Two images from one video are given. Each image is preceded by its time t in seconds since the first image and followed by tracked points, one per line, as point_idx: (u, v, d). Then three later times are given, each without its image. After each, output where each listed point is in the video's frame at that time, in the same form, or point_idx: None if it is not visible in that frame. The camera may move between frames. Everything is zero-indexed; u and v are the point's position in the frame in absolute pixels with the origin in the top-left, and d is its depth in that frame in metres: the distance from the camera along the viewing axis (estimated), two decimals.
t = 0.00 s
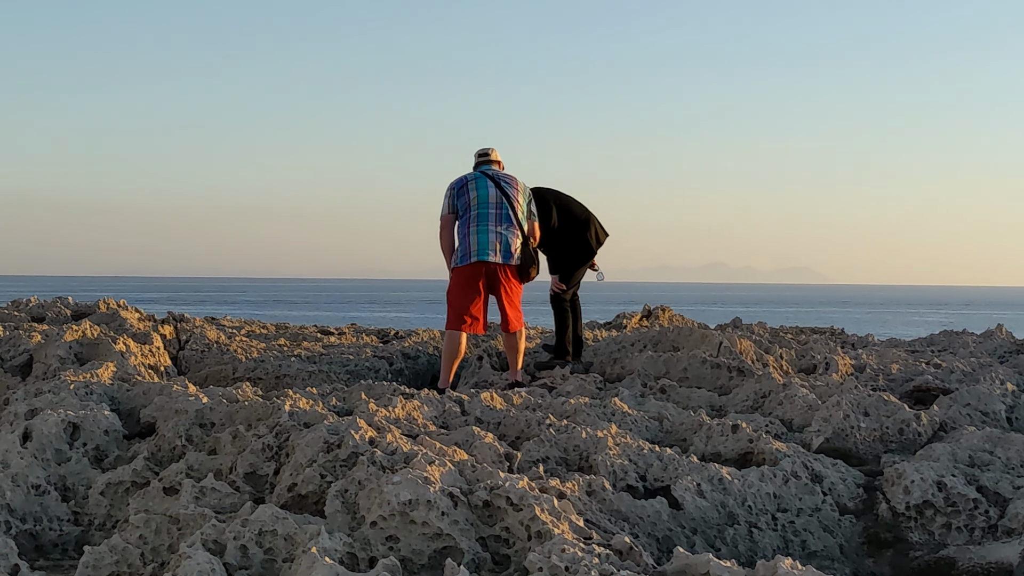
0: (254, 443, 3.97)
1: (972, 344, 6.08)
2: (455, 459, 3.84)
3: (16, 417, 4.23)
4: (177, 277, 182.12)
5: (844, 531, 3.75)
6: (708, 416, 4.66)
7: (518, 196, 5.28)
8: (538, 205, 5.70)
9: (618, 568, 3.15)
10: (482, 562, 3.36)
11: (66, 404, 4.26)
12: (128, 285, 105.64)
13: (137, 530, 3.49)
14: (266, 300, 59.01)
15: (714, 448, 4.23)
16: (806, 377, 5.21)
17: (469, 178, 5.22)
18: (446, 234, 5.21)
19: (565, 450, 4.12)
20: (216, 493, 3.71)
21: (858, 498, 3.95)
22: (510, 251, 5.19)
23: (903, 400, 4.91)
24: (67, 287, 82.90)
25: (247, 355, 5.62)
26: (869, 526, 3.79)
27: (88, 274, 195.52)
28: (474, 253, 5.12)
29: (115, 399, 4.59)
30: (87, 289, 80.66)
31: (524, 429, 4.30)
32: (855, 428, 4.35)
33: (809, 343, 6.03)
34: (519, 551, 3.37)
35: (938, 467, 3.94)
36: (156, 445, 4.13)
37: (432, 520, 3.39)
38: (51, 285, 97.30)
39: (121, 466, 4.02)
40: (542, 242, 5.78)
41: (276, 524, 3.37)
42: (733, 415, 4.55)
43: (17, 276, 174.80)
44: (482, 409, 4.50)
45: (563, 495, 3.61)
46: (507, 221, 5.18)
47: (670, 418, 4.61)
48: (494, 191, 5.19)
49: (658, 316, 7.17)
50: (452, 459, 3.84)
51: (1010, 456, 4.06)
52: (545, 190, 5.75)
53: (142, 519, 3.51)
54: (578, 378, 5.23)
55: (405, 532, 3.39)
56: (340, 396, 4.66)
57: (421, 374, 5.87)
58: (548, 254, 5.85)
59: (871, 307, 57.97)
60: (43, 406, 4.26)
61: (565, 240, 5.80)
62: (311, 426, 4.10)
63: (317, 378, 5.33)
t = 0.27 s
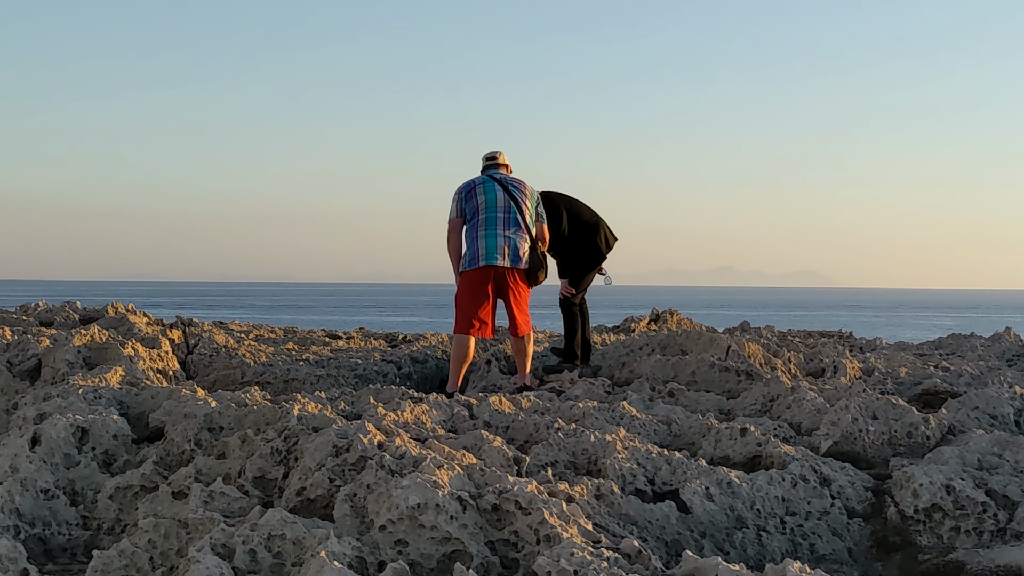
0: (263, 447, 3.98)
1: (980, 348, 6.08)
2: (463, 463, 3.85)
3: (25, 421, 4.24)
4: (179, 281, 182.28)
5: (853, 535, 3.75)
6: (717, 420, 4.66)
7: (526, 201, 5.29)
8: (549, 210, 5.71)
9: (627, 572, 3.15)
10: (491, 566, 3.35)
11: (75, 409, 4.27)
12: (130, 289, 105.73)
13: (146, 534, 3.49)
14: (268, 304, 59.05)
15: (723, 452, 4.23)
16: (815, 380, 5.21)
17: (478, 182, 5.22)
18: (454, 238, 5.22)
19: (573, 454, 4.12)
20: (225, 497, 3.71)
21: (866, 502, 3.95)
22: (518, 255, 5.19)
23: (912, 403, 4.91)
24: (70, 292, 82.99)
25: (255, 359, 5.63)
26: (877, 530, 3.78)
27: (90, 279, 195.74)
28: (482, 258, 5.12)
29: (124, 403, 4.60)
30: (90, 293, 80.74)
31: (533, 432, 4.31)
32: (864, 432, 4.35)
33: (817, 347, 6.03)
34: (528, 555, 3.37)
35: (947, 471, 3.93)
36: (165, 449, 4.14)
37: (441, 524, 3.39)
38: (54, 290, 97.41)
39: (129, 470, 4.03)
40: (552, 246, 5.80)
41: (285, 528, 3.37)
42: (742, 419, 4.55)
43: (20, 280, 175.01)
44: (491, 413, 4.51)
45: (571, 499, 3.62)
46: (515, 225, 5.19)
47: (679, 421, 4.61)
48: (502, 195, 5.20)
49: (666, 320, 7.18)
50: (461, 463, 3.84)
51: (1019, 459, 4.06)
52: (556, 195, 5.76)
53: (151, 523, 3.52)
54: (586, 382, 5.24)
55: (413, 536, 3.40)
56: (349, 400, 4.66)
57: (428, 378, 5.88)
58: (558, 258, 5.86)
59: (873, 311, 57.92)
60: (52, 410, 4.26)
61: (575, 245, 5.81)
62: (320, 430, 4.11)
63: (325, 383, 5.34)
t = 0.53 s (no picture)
0: (268, 448, 3.98)
1: (984, 349, 6.08)
2: (468, 464, 3.85)
3: (30, 423, 4.24)
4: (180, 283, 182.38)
5: (857, 536, 3.75)
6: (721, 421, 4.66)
7: (529, 202, 5.29)
8: (555, 212, 5.71)
9: (632, 573, 3.16)
10: (497, 567, 3.36)
11: (79, 410, 4.27)
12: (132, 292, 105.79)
13: (151, 536, 3.49)
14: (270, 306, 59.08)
15: (727, 453, 4.23)
16: (819, 381, 5.21)
17: (481, 183, 5.22)
18: (456, 239, 5.22)
19: (578, 455, 4.13)
20: (230, 499, 3.71)
21: (870, 502, 3.95)
22: (522, 258, 5.20)
23: (916, 404, 4.91)
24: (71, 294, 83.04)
25: (260, 361, 5.63)
26: (882, 530, 3.79)
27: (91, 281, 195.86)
28: (485, 260, 5.13)
29: (129, 405, 4.61)
30: (91, 295, 80.80)
31: (537, 434, 4.31)
32: (868, 433, 4.35)
33: (821, 348, 6.03)
34: (533, 556, 3.37)
35: (951, 471, 3.93)
36: (170, 451, 4.14)
37: (447, 525, 3.39)
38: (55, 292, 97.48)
39: (134, 472, 4.03)
40: (558, 248, 5.80)
41: (290, 530, 3.38)
42: (746, 420, 4.55)
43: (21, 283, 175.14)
44: (495, 415, 4.51)
45: (576, 500, 3.62)
46: (519, 227, 5.19)
47: (683, 422, 4.61)
48: (506, 197, 5.20)
49: (669, 321, 7.18)
50: (465, 464, 3.85)
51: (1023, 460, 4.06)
52: (562, 197, 5.76)
53: (156, 524, 3.52)
54: (591, 384, 5.24)
55: (419, 537, 3.40)
56: (353, 402, 4.67)
57: (432, 380, 5.88)
58: (563, 260, 5.86)
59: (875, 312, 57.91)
60: (57, 412, 4.27)
61: (580, 247, 5.82)
62: (324, 431, 4.12)
63: (329, 384, 5.34)
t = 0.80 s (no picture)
0: (270, 448, 3.99)
1: (986, 348, 6.08)
2: (470, 464, 3.85)
3: (32, 423, 4.24)
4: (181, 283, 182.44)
5: (859, 535, 3.75)
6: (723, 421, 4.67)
7: (529, 201, 5.29)
8: (556, 212, 5.70)
9: (634, 572, 3.16)
10: (498, 567, 3.36)
11: (82, 410, 4.28)
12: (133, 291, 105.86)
13: (153, 535, 3.50)
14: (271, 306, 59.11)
15: (729, 452, 4.23)
16: (821, 381, 5.21)
17: (481, 181, 5.21)
18: (455, 237, 5.21)
19: (579, 454, 4.13)
20: (232, 498, 3.72)
21: (872, 502, 3.95)
22: (520, 259, 5.20)
23: (918, 404, 4.91)
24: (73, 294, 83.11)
25: (262, 360, 5.64)
26: (884, 530, 3.79)
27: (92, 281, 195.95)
28: (484, 262, 5.13)
29: (131, 405, 4.61)
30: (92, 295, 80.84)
31: (539, 433, 4.32)
32: (870, 432, 4.35)
33: (822, 348, 6.03)
34: (535, 556, 3.38)
35: (952, 471, 3.93)
36: (172, 450, 4.14)
37: (448, 525, 3.39)
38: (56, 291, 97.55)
39: (136, 471, 4.03)
40: (560, 248, 5.78)
41: (292, 529, 3.38)
42: (748, 419, 4.55)
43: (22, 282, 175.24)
44: (497, 414, 4.51)
45: (578, 499, 3.62)
46: (518, 228, 5.19)
47: (685, 422, 4.62)
48: (506, 197, 5.19)
49: (671, 321, 7.18)
50: (467, 463, 3.85)
51: None
52: (563, 196, 5.75)
53: (158, 524, 3.52)
54: (592, 384, 5.24)
55: (420, 537, 3.40)
56: (356, 402, 4.67)
57: (434, 379, 5.88)
58: (564, 260, 5.86)
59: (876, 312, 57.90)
60: (59, 411, 4.27)
61: (582, 247, 5.82)
62: (326, 431, 4.12)
63: (331, 384, 5.35)
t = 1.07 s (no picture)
0: (270, 448, 3.99)
1: (987, 348, 6.08)
2: (470, 463, 3.85)
3: (32, 423, 4.24)
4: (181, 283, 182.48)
5: (859, 535, 3.75)
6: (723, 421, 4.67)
7: (528, 201, 5.29)
8: (556, 212, 5.71)
9: (634, 572, 3.16)
10: (499, 567, 3.36)
11: (82, 410, 4.28)
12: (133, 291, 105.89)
13: (153, 535, 3.50)
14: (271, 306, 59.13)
15: (729, 452, 4.24)
16: (821, 381, 5.21)
17: (481, 181, 5.21)
18: (454, 235, 5.21)
19: (580, 454, 4.13)
20: (232, 498, 3.72)
21: (872, 502, 3.95)
22: (519, 259, 5.20)
23: (918, 404, 4.91)
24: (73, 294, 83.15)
25: (262, 360, 5.64)
26: (884, 530, 3.79)
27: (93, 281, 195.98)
28: (481, 261, 5.13)
29: (131, 405, 4.61)
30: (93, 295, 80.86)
31: (539, 433, 4.32)
32: (871, 432, 4.35)
33: (823, 348, 6.04)
34: (535, 556, 3.38)
35: (953, 471, 3.93)
36: (172, 450, 4.14)
37: (449, 525, 3.39)
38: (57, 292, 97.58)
39: (137, 471, 4.04)
40: (559, 248, 5.80)
41: (293, 529, 3.38)
42: (749, 419, 4.55)
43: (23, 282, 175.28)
44: (497, 414, 4.51)
45: (578, 499, 3.62)
46: (517, 228, 5.20)
47: (685, 422, 4.62)
48: (505, 197, 5.19)
49: (672, 321, 7.18)
50: (467, 463, 3.85)
51: None
52: (563, 196, 5.76)
53: (159, 523, 3.53)
54: (592, 383, 5.25)
55: (421, 536, 3.40)
56: (356, 402, 4.67)
57: (434, 379, 5.89)
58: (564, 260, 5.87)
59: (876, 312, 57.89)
60: (59, 411, 4.27)
61: (581, 247, 5.82)
62: (326, 431, 4.12)
63: (331, 384, 5.35)
